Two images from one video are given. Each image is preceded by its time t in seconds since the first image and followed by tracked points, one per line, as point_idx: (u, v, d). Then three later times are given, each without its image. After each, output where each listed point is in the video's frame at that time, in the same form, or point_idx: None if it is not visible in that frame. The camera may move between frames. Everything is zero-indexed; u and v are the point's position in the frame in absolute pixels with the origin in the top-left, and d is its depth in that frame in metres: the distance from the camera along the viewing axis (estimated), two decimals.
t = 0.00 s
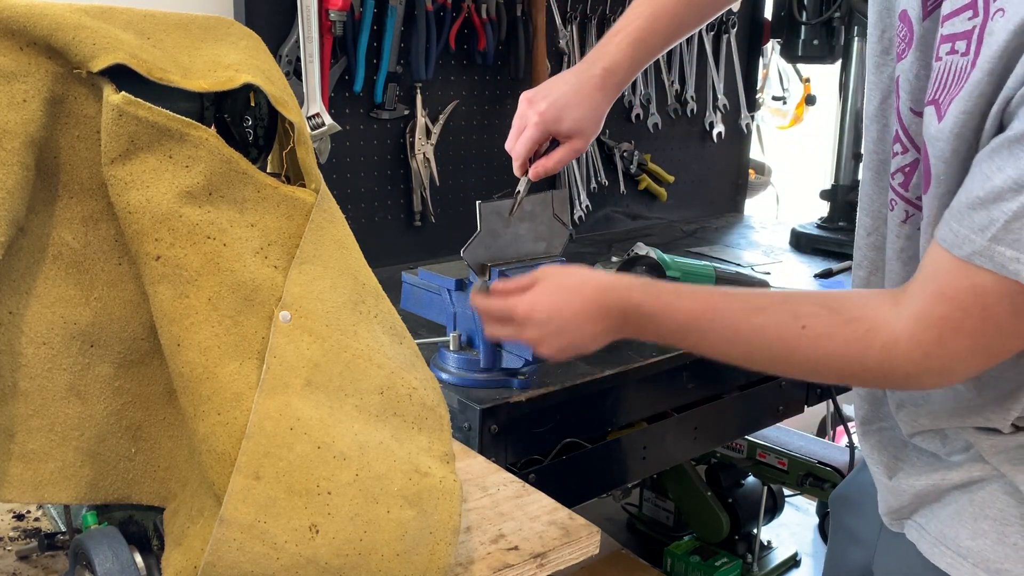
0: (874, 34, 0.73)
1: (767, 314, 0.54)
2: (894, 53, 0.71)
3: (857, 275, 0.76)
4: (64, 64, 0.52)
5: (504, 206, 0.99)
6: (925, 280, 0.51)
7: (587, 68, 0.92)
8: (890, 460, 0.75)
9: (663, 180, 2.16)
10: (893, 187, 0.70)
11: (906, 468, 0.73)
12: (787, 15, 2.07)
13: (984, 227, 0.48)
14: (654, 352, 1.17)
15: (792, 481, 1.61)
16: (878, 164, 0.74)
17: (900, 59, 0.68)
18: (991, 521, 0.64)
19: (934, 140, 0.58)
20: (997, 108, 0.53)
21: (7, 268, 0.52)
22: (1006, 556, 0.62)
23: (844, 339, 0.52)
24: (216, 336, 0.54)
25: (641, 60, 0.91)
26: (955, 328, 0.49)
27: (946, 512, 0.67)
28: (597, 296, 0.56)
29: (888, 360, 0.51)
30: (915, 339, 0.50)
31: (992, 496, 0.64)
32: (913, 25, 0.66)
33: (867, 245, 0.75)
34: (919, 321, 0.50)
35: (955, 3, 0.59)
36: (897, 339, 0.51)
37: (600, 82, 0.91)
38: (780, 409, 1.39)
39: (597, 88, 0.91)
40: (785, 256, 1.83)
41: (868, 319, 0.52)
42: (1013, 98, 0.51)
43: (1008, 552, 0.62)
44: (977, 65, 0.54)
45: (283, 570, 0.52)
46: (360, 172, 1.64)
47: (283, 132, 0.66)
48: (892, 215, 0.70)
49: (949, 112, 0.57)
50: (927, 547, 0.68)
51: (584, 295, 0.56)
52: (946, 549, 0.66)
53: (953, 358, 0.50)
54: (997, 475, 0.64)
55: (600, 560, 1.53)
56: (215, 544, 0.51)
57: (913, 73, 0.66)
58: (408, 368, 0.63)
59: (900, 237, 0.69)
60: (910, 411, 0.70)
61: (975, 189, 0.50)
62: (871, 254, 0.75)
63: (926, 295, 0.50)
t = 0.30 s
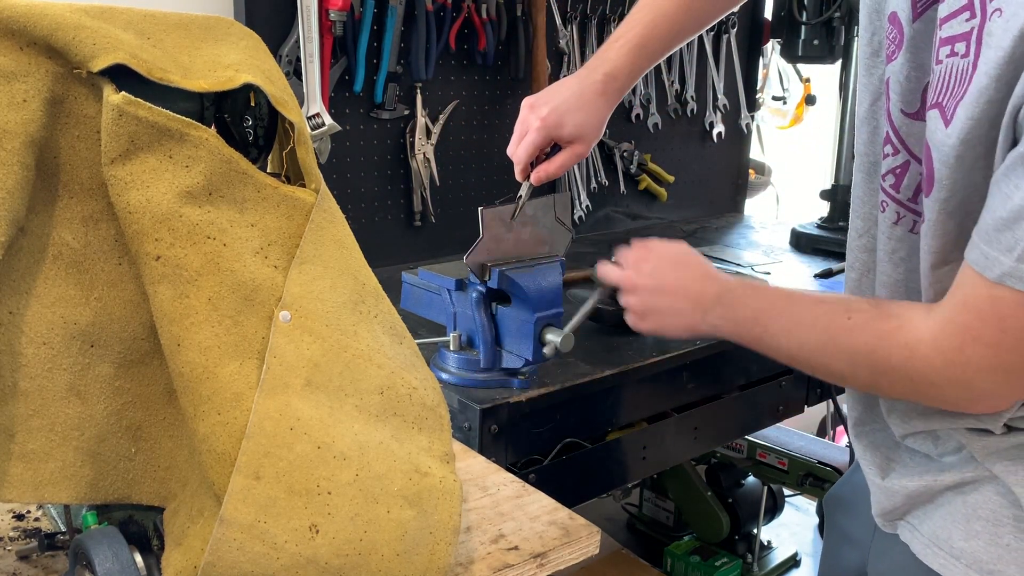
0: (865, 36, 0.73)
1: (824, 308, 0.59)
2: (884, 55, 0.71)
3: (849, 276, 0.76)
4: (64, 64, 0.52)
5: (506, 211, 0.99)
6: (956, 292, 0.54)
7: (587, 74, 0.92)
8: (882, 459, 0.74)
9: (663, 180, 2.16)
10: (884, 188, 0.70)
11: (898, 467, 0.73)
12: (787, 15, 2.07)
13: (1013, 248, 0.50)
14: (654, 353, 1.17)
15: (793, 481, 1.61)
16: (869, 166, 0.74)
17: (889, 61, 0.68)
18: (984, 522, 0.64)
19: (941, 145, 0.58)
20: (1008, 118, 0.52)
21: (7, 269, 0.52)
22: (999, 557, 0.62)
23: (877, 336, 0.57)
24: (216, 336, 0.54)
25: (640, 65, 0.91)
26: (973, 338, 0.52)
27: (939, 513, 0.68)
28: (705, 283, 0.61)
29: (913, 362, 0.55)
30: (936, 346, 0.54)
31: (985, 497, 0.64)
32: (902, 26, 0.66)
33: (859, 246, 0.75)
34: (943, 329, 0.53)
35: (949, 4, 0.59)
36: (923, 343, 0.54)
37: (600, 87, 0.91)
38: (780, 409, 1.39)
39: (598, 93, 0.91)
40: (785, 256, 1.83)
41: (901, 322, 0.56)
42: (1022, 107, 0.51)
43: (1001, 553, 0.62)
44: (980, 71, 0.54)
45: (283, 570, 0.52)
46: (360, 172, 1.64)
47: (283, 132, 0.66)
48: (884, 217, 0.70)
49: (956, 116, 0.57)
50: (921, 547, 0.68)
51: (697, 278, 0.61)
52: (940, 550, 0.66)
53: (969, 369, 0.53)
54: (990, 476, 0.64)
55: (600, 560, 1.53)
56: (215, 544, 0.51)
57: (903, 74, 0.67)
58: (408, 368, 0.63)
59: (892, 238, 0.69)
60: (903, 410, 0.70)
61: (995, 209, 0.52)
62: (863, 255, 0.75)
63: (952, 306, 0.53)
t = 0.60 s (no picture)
0: (862, 38, 0.73)
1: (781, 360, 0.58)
2: (880, 56, 0.71)
3: (849, 277, 0.76)
4: (64, 64, 0.52)
5: (506, 212, 0.99)
6: (928, 296, 0.53)
7: (588, 75, 0.91)
8: (879, 459, 0.74)
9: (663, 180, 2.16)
10: (879, 189, 0.70)
11: (897, 468, 0.73)
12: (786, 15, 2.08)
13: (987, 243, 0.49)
14: (656, 353, 1.17)
15: (792, 481, 1.61)
16: (868, 167, 0.74)
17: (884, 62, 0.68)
18: (981, 523, 0.64)
19: (922, 147, 0.58)
20: (984, 121, 0.53)
21: (7, 269, 0.52)
22: (996, 558, 0.62)
23: (852, 371, 0.55)
24: (216, 336, 0.54)
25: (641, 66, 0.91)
26: (955, 341, 0.51)
27: (937, 515, 0.67)
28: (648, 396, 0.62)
29: (898, 380, 0.54)
30: (918, 360, 0.52)
31: (984, 498, 0.64)
32: (897, 27, 0.66)
33: (857, 247, 0.75)
34: (920, 340, 0.52)
35: (935, 7, 0.59)
36: (903, 361, 0.53)
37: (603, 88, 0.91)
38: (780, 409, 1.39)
39: (599, 93, 0.91)
40: (785, 256, 1.83)
41: (872, 346, 0.55)
42: (998, 110, 0.52)
43: (999, 554, 0.62)
44: (963, 75, 0.54)
45: (283, 570, 0.52)
46: (360, 172, 1.64)
47: (283, 132, 0.66)
48: (879, 218, 0.70)
49: (939, 119, 0.56)
50: (919, 549, 0.68)
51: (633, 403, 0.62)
52: (937, 551, 0.66)
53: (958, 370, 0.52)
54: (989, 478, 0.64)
55: (600, 560, 1.53)
56: (215, 544, 0.51)
57: (898, 76, 0.66)
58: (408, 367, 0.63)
59: (887, 238, 0.69)
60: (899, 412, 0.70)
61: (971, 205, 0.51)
62: (861, 256, 0.75)
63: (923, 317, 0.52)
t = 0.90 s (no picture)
0: (867, 37, 0.73)
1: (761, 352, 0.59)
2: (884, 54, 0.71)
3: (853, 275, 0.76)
4: (64, 65, 0.52)
5: (505, 212, 0.99)
6: (903, 282, 0.54)
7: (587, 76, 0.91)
8: (881, 456, 0.74)
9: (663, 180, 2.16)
10: (881, 187, 0.70)
11: (898, 465, 0.72)
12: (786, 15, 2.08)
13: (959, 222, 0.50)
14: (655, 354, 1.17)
15: (792, 481, 1.61)
16: (871, 166, 0.73)
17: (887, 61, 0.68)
18: (981, 524, 0.64)
19: (918, 148, 0.58)
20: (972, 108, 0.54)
21: (7, 269, 0.52)
22: (995, 559, 0.63)
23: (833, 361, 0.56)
24: (216, 336, 0.54)
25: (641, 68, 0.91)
26: (935, 326, 0.52)
27: (937, 514, 0.67)
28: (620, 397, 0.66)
29: (881, 368, 0.55)
30: (899, 347, 0.54)
31: (984, 499, 0.64)
32: (899, 26, 0.66)
33: (861, 245, 0.75)
34: (902, 326, 0.53)
35: (933, 7, 0.59)
36: (884, 350, 0.54)
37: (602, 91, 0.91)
38: (780, 409, 1.39)
39: (598, 94, 0.91)
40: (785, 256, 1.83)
41: (853, 335, 0.56)
42: (985, 100, 0.53)
43: (999, 555, 0.63)
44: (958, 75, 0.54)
45: (283, 570, 0.52)
46: (360, 172, 1.64)
47: (283, 132, 0.66)
48: (881, 216, 0.70)
49: (935, 120, 0.56)
50: (920, 548, 0.68)
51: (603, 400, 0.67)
52: (938, 551, 0.66)
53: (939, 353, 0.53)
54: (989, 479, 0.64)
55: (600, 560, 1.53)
56: (215, 544, 0.51)
57: (900, 74, 0.66)
58: (408, 367, 0.63)
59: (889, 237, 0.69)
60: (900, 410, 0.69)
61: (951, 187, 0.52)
62: (865, 254, 0.75)
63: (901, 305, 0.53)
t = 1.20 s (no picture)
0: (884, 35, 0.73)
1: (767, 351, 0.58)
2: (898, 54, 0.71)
3: (862, 277, 0.76)
4: (65, 64, 0.52)
5: (504, 213, 1.00)
6: (914, 283, 0.52)
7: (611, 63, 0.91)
8: (887, 458, 0.74)
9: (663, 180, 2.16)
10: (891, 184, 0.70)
11: (903, 466, 0.73)
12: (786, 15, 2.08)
13: (970, 217, 0.49)
14: (655, 354, 1.17)
15: (792, 481, 1.61)
16: (885, 165, 0.73)
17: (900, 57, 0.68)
18: (985, 526, 0.64)
19: (920, 132, 0.58)
20: (979, 99, 0.53)
21: (7, 269, 0.52)
22: (998, 561, 0.62)
23: (842, 361, 0.55)
24: (216, 336, 0.54)
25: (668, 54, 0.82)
26: (947, 325, 0.50)
27: (941, 515, 0.67)
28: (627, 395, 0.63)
29: (890, 370, 0.53)
30: (910, 346, 0.52)
31: (987, 501, 0.64)
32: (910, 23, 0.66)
33: (872, 246, 0.75)
34: (912, 325, 0.52)
35: None
36: (894, 350, 0.53)
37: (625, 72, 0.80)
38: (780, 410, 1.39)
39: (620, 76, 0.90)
40: (785, 256, 1.83)
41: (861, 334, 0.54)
42: (993, 88, 0.52)
43: (1001, 557, 0.62)
44: (959, 60, 0.54)
45: (283, 570, 0.52)
46: (360, 172, 1.64)
47: (283, 132, 0.66)
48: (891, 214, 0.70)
49: (937, 103, 0.56)
50: (925, 551, 0.68)
51: (607, 394, 0.64)
52: (941, 553, 0.66)
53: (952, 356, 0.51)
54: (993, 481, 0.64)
55: (600, 559, 1.53)
56: (215, 544, 0.51)
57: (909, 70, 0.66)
58: (408, 367, 0.63)
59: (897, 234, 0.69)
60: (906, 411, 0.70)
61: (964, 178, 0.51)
62: (876, 255, 0.74)
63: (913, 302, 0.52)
